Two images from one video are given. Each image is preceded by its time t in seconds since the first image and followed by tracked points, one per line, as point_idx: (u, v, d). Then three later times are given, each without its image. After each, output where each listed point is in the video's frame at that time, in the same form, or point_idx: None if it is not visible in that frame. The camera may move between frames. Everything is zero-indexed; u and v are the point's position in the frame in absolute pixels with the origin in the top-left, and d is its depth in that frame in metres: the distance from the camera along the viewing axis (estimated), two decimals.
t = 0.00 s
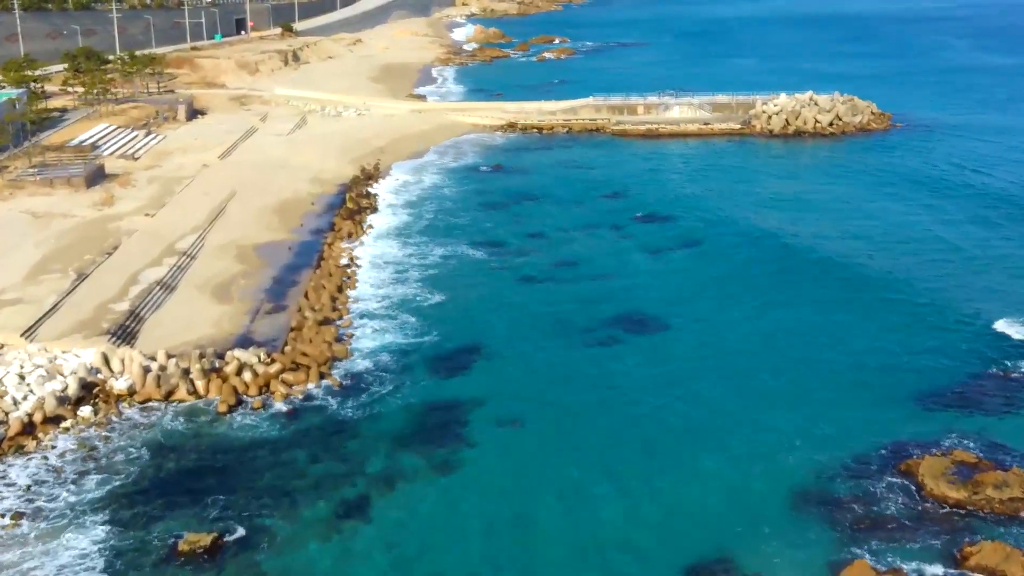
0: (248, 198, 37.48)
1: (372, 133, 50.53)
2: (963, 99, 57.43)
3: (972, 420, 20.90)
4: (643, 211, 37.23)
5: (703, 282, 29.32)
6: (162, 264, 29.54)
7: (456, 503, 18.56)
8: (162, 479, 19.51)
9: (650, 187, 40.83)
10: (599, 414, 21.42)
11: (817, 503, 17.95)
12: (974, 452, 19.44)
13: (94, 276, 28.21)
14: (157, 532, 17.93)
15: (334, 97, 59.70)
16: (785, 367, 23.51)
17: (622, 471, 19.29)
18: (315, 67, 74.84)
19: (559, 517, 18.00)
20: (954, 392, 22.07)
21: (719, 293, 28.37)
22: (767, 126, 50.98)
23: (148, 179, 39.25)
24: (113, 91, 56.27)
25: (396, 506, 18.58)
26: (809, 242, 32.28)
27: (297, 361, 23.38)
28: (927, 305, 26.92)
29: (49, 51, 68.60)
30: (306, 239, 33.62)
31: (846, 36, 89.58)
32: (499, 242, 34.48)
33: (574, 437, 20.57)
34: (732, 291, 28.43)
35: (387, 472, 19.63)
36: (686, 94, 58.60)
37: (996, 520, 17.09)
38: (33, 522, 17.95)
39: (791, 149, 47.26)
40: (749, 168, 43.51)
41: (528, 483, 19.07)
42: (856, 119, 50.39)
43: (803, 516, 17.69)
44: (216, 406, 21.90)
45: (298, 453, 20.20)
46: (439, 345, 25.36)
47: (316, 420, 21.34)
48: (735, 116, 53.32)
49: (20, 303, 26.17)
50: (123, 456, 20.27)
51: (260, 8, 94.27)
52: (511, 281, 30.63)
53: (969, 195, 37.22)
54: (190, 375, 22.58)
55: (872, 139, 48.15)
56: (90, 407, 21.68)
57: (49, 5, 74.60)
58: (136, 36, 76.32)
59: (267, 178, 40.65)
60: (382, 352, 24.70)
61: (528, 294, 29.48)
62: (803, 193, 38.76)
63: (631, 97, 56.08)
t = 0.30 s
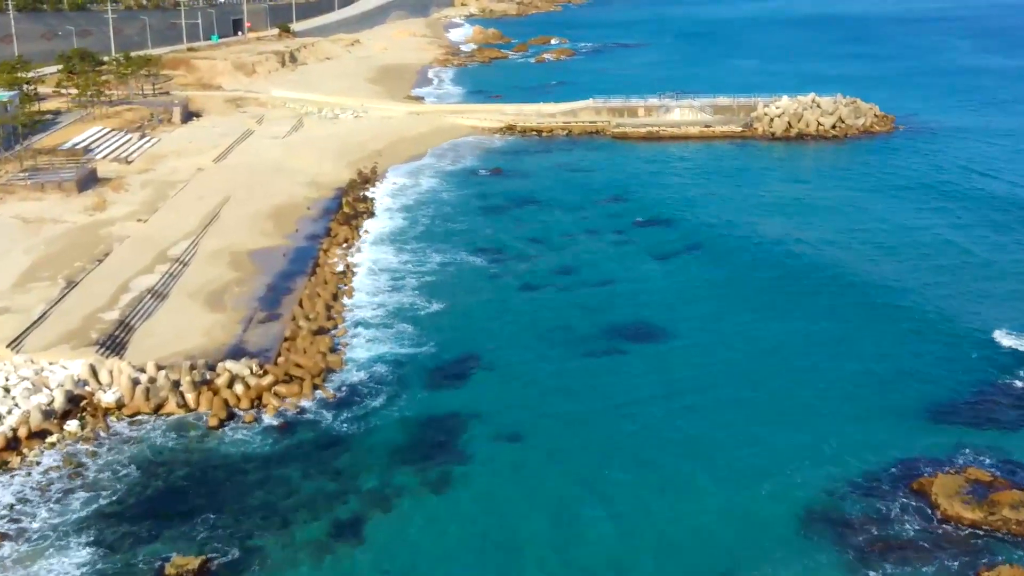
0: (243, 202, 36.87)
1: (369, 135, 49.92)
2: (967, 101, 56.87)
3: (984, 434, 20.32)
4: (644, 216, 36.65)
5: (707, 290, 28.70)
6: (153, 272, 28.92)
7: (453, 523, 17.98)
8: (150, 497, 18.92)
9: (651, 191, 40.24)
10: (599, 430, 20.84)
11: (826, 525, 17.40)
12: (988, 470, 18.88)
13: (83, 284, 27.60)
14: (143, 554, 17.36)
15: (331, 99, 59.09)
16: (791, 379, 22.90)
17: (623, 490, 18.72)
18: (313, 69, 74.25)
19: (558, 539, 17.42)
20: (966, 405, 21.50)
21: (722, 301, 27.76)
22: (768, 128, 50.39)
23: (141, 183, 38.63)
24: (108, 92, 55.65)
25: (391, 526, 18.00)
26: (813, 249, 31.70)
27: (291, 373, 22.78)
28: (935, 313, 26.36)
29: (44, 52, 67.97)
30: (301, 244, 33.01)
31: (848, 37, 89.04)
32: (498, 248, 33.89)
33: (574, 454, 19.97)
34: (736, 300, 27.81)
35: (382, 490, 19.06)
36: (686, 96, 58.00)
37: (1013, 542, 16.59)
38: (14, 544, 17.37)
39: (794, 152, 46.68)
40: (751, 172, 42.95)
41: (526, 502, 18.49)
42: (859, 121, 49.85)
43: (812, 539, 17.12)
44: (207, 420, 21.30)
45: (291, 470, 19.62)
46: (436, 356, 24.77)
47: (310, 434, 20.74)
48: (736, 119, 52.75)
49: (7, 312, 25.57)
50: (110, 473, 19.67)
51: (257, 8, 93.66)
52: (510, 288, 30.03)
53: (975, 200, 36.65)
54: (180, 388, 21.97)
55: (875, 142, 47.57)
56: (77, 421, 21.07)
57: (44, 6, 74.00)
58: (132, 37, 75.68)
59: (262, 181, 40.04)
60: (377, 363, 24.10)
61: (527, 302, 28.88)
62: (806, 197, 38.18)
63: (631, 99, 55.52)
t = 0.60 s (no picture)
0: (238, 207, 36.24)
1: (367, 138, 49.31)
2: (972, 103, 56.34)
3: (998, 450, 19.79)
4: (646, 220, 36.07)
5: (712, 299, 28.09)
6: (145, 279, 28.30)
7: (451, 545, 17.41)
8: (137, 516, 18.32)
9: (652, 195, 39.65)
10: (604, 446, 20.23)
11: (837, 548, 16.86)
12: (1004, 488, 18.34)
13: (73, 292, 26.97)
14: None
15: (328, 100, 58.45)
16: (800, 394, 22.27)
17: (624, 508, 18.15)
18: (310, 70, 73.63)
19: (560, 562, 16.85)
20: (978, 419, 20.95)
21: (728, 311, 27.15)
22: (771, 131, 49.80)
23: (134, 187, 38.00)
24: (102, 94, 55.02)
25: (387, 547, 17.44)
26: (818, 256, 31.14)
27: (284, 386, 22.17)
28: (944, 323, 25.82)
29: (38, 53, 67.30)
30: (296, 251, 32.39)
31: (848, 38, 88.52)
32: (497, 254, 33.30)
33: (576, 471, 19.40)
34: (742, 309, 27.20)
35: (378, 509, 18.49)
36: (688, 98, 57.48)
37: None
38: None
39: (796, 155, 46.12)
40: (754, 175, 42.35)
41: (527, 522, 17.93)
42: (862, 123, 49.31)
43: (823, 564, 16.55)
44: (197, 435, 20.69)
45: (283, 487, 19.02)
46: (433, 367, 24.18)
47: (303, 450, 20.14)
48: (738, 120, 52.17)
49: None
50: (96, 489, 19.06)
51: (254, 9, 93.00)
52: (509, 296, 29.44)
53: (981, 205, 36.12)
54: (170, 401, 21.33)
55: (879, 145, 47.01)
56: (63, 436, 20.44)
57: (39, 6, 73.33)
58: (127, 37, 75.00)
59: (258, 185, 39.43)
60: (373, 374, 23.48)
61: (527, 310, 28.27)
62: (811, 202, 37.60)
63: (631, 101, 54.94)
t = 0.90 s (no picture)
0: (232, 211, 35.65)
1: (364, 141, 48.72)
2: (975, 105, 55.79)
3: (1010, 467, 19.29)
4: (647, 225, 35.47)
5: (718, 308, 27.56)
6: (135, 287, 27.70)
7: (449, 569, 16.86)
8: (124, 537, 17.74)
9: (653, 199, 39.06)
10: (607, 462, 19.75)
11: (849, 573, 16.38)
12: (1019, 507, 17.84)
13: (61, 301, 26.38)
14: None
15: (325, 102, 57.84)
16: (809, 408, 21.75)
17: (627, 528, 17.70)
18: (307, 71, 73.01)
19: None
20: (989, 435, 20.44)
21: (735, 321, 26.60)
22: (773, 133, 49.23)
23: (127, 191, 37.40)
24: (96, 96, 54.40)
25: (381, 571, 16.92)
26: (823, 264, 30.58)
27: (277, 399, 21.57)
28: (953, 334, 25.32)
29: (33, 54, 66.67)
30: (291, 257, 31.79)
31: (849, 39, 88.04)
32: (496, 261, 32.72)
33: (577, 487, 18.94)
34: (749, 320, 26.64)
35: (372, 529, 17.96)
36: (689, 100, 56.94)
37: None
38: None
39: (799, 158, 45.55)
40: (756, 179, 41.77)
41: (527, 542, 17.43)
42: (866, 126, 48.76)
43: None
44: (186, 450, 20.10)
45: (274, 506, 18.47)
46: (430, 379, 23.62)
47: (295, 466, 19.57)
48: (739, 123, 51.57)
49: None
50: (82, 508, 18.47)
51: (252, 10, 92.36)
52: (508, 304, 28.88)
53: (988, 212, 35.60)
54: (159, 415, 20.72)
55: (883, 148, 46.45)
56: (48, 452, 19.83)
57: (34, 7, 72.68)
58: (123, 38, 74.36)
59: (253, 189, 38.82)
60: (369, 386, 22.90)
61: (527, 319, 27.69)
62: (814, 207, 37.04)
63: (631, 103, 54.34)
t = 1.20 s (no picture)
0: (226, 216, 35.05)
1: (362, 144, 48.12)
2: (979, 108, 55.24)
3: None
4: (649, 231, 34.94)
5: (721, 317, 27.10)
6: (126, 295, 27.10)
7: None
8: (110, 560, 17.19)
9: (654, 203, 38.53)
10: (610, 479, 19.31)
11: None
12: None
13: (50, 310, 25.78)
14: None
15: (322, 104, 57.24)
16: (814, 421, 21.33)
17: (629, 550, 17.28)
18: (305, 72, 72.35)
19: None
20: (1001, 451, 19.98)
21: (738, 330, 26.18)
22: (775, 136, 48.67)
23: (120, 196, 36.79)
24: (90, 98, 53.76)
25: None
26: (829, 272, 30.07)
27: (269, 413, 21.01)
28: (963, 344, 24.84)
29: (27, 56, 65.96)
30: (286, 263, 31.21)
31: (851, 40, 87.49)
32: (495, 268, 32.17)
33: (579, 506, 18.51)
34: (753, 329, 26.22)
35: (367, 551, 17.46)
36: (690, 102, 56.37)
37: None
38: None
39: (802, 162, 45.00)
40: (759, 183, 41.20)
41: (528, 565, 16.97)
42: (869, 129, 48.18)
43: None
44: (175, 467, 19.51)
45: (265, 526, 17.96)
46: (428, 391, 23.08)
47: (287, 484, 19.03)
48: (741, 126, 51.00)
49: None
50: (66, 528, 17.88)
51: (249, 10, 91.64)
52: (508, 312, 28.37)
53: (995, 218, 35.05)
54: (147, 430, 20.11)
55: (887, 151, 45.89)
56: (32, 468, 19.23)
57: (29, 8, 71.96)
58: (118, 39, 73.64)
59: (247, 193, 38.23)
60: (365, 399, 22.38)
61: (527, 328, 27.20)
62: (819, 212, 36.48)
63: (632, 105, 53.70)
